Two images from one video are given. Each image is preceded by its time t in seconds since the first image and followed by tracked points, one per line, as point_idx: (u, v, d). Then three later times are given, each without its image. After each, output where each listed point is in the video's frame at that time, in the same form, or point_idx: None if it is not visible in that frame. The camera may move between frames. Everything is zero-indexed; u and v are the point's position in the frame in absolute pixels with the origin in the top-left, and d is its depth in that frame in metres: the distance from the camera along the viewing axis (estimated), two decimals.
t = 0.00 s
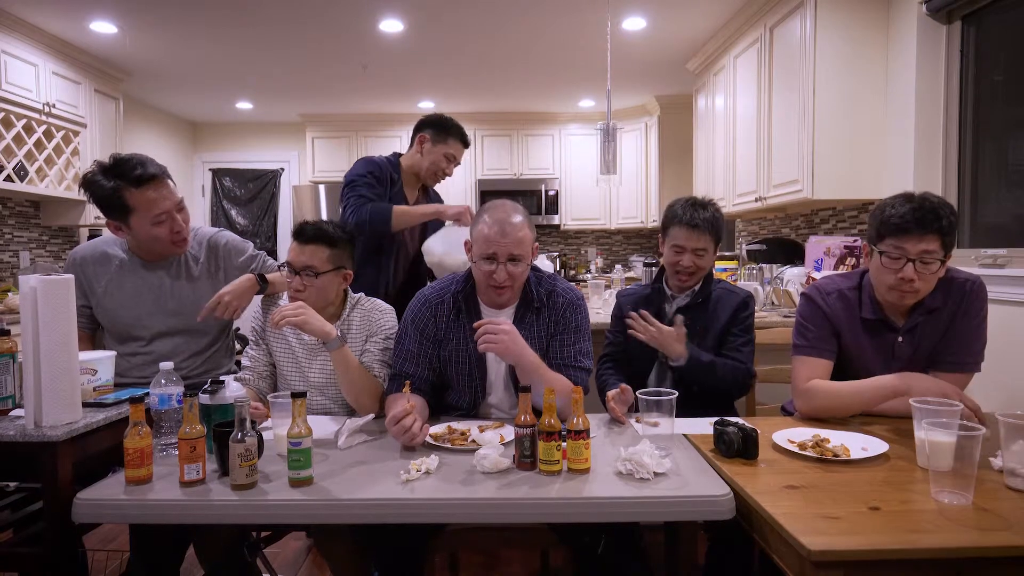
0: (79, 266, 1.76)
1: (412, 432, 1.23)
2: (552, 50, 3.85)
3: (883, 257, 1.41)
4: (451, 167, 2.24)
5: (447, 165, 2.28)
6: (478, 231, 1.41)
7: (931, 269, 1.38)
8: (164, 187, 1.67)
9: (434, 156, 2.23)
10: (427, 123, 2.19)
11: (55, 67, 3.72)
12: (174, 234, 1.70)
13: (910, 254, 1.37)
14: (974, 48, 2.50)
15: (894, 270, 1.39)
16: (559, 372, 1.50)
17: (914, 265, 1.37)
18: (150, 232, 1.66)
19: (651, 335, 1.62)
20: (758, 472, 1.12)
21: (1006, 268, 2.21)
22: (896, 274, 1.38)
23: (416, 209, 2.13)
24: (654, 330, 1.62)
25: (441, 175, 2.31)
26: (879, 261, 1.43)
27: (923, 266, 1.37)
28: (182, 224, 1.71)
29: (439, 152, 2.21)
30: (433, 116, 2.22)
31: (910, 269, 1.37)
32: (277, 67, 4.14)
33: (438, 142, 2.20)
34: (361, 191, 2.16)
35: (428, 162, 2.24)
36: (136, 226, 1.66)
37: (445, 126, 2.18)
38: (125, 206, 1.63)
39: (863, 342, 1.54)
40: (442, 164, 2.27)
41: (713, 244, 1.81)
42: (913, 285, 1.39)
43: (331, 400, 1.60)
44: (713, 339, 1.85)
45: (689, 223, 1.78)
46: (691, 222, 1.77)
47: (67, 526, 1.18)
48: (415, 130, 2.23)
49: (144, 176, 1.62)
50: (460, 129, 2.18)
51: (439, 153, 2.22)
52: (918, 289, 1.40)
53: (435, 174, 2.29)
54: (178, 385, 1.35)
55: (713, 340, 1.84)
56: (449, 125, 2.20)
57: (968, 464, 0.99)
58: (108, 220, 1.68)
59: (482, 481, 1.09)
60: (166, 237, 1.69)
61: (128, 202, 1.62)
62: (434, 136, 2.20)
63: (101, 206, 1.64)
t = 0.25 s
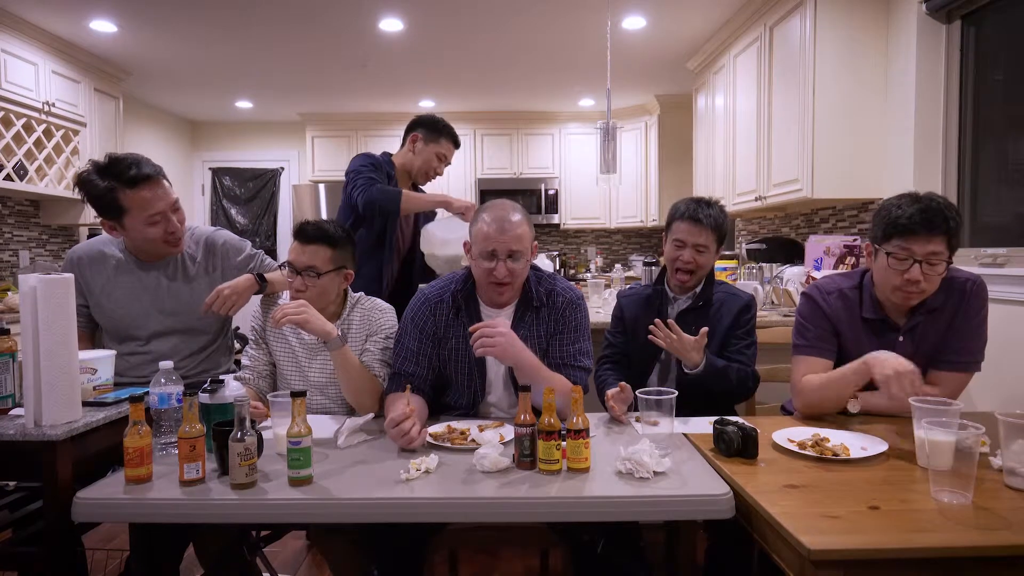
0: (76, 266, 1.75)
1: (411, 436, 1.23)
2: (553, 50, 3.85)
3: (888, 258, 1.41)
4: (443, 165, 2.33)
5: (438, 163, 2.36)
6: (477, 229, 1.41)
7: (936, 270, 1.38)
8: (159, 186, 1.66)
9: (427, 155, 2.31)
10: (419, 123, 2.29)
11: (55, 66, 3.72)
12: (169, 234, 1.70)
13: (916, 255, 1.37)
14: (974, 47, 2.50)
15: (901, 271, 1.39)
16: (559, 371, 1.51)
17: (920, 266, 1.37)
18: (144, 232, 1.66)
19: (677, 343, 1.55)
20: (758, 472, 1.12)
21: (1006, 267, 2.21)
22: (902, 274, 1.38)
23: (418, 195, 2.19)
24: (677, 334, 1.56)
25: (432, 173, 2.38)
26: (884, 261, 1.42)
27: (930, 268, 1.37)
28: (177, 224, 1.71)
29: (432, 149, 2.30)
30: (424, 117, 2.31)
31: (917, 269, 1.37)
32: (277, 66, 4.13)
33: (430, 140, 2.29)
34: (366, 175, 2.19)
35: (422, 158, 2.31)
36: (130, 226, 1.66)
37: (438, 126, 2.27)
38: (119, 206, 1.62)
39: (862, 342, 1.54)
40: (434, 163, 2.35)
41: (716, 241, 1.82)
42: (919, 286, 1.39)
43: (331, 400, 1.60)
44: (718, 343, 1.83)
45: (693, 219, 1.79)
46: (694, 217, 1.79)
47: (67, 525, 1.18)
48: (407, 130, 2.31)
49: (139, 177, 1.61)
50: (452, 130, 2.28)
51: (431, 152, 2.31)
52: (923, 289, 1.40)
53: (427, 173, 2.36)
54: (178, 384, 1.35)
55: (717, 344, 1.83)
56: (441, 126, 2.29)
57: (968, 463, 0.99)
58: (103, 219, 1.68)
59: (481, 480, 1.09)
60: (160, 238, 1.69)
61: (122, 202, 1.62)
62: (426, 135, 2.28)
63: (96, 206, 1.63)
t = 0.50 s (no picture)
0: (76, 266, 1.75)
1: (411, 441, 1.22)
2: (553, 50, 3.86)
3: (888, 258, 1.41)
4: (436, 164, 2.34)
5: (430, 163, 2.37)
6: (483, 214, 1.46)
7: (936, 270, 1.38)
8: (156, 190, 1.66)
9: (419, 155, 2.32)
10: (412, 123, 2.30)
11: (55, 66, 3.72)
12: (166, 238, 1.70)
13: (916, 255, 1.37)
14: (974, 48, 2.50)
15: (900, 270, 1.39)
16: (559, 369, 1.51)
17: (920, 266, 1.37)
18: (141, 235, 1.66)
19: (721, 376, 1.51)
20: (758, 472, 1.12)
21: (1006, 267, 2.21)
22: (901, 273, 1.38)
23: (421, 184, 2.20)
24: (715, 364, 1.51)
25: (424, 172, 2.38)
26: (885, 260, 1.42)
27: (929, 268, 1.37)
28: (175, 227, 1.71)
29: (424, 149, 2.30)
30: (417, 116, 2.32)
31: (916, 269, 1.37)
32: (277, 66, 4.13)
33: (423, 140, 2.30)
34: (368, 169, 2.18)
35: (414, 158, 2.32)
36: (127, 230, 1.66)
37: (430, 125, 2.29)
38: (116, 209, 1.62)
39: (862, 341, 1.54)
40: (427, 162, 2.36)
41: (710, 240, 1.82)
42: (918, 286, 1.39)
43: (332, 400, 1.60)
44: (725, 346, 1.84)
45: (686, 221, 1.79)
46: (689, 219, 1.78)
47: (67, 525, 1.18)
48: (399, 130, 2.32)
49: (136, 180, 1.61)
50: (445, 129, 2.30)
51: (424, 151, 2.31)
52: (923, 289, 1.40)
53: (419, 172, 2.37)
54: (178, 384, 1.35)
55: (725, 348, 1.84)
56: (433, 125, 2.30)
57: (967, 463, 0.99)
58: (100, 223, 1.68)
59: (482, 480, 1.09)
60: (157, 241, 1.69)
61: (119, 205, 1.62)
62: (419, 134, 2.29)
63: (93, 209, 1.63)
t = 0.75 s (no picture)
0: (76, 266, 1.75)
1: (412, 441, 1.22)
2: (552, 50, 3.86)
3: (888, 258, 1.41)
4: (431, 165, 2.34)
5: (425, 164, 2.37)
6: (491, 210, 1.49)
7: (936, 271, 1.38)
8: (155, 191, 1.66)
9: (415, 155, 2.32)
10: (408, 123, 2.30)
11: (55, 66, 3.72)
12: (164, 238, 1.70)
13: (916, 256, 1.37)
14: (974, 48, 2.50)
15: (900, 271, 1.39)
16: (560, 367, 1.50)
17: (920, 267, 1.37)
18: (140, 236, 1.66)
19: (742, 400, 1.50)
20: (758, 472, 1.12)
21: (1006, 267, 2.21)
22: (901, 274, 1.38)
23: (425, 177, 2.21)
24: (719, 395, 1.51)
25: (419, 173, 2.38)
26: (884, 260, 1.42)
27: (929, 269, 1.38)
28: (173, 228, 1.71)
29: (420, 150, 2.30)
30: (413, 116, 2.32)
31: (916, 271, 1.37)
32: (278, 66, 4.13)
33: (419, 141, 2.30)
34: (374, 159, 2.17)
35: (410, 158, 2.31)
36: (125, 230, 1.66)
37: (427, 126, 2.30)
38: (114, 209, 1.62)
39: (862, 341, 1.54)
40: (422, 163, 2.36)
41: (696, 240, 1.81)
42: (918, 286, 1.39)
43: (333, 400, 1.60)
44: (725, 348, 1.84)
45: (670, 225, 1.79)
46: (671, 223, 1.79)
47: (68, 525, 1.19)
48: (394, 130, 2.31)
49: (135, 181, 1.61)
50: (440, 130, 2.30)
51: (420, 151, 2.31)
52: (923, 290, 1.40)
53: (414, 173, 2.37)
54: (178, 384, 1.34)
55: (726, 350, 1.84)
56: (429, 125, 2.30)
57: (968, 463, 0.98)
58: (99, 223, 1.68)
59: (482, 480, 1.09)
60: (156, 242, 1.69)
61: (117, 206, 1.62)
62: (415, 135, 2.29)
63: (92, 209, 1.63)
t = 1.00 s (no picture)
0: (75, 267, 1.76)
1: (412, 444, 1.22)
2: (552, 50, 3.85)
3: (893, 259, 1.40)
4: (430, 166, 2.34)
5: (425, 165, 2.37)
6: (500, 209, 1.50)
7: (939, 274, 1.38)
8: (155, 192, 1.66)
9: (415, 155, 2.31)
10: (407, 124, 2.30)
11: (56, 66, 3.72)
12: (164, 240, 1.70)
13: (921, 259, 1.37)
14: (974, 48, 2.50)
15: (903, 273, 1.39)
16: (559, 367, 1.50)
17: (923, 270, 1.37)
18: (139, 237, 1.66)
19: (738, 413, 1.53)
20: (758, 472, 1.12)
21: (1006, 267, 2.22)
22: (904, 275, 1.38)
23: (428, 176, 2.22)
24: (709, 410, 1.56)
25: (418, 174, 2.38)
26: (888, 262, 1.42)
27: (932, 272, 1.37)
28: (173, 230, 1.71)
29: (419, 151, 2.30)
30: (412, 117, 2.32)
31: (919, 273, 1.37)
32: (278, 66, 4.13)
33: (418, 142, 2.30)
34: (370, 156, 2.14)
35: (408, 160, 2.31)
36: (125, 231, 1.66)
37: (426, 127, 2.30)
38: (114, 211, 1.62)
39: (862, 340, 1.55)
40: (421, 164, 2.36)
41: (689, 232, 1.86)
42: (920, 289, 1.39)
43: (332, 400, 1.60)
44: (718, 347, 1.86)
45: (667, 217, 1.83)
46: (669, 214, 1.83)
47: (68, 525, 1.19)
48: (394, 131, 2.31)
49: (134, 183, 1.61)
50: (440, 132, 2.31)
51: (419, 152, 2.31)
52: (926, 293, 1.40)
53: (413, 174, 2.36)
54: (178, 384, 1.34)
55: (720, 349, 1.86)
56: (428, 127, 2.30)
57: (969, 463, 0.98)
58: (99, 224, 1.68)
59: (482, 480, 1.09)
60: (155, 243, 1.69)
61: (117, 207, 1.62)
62: (414, 136, 2.29)
63: (92, 210, 1.64)
